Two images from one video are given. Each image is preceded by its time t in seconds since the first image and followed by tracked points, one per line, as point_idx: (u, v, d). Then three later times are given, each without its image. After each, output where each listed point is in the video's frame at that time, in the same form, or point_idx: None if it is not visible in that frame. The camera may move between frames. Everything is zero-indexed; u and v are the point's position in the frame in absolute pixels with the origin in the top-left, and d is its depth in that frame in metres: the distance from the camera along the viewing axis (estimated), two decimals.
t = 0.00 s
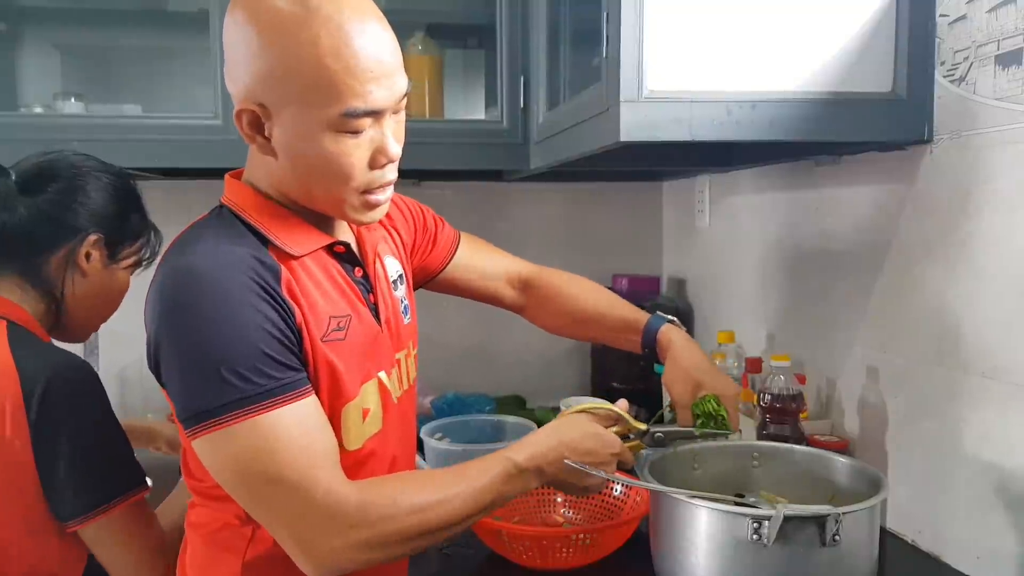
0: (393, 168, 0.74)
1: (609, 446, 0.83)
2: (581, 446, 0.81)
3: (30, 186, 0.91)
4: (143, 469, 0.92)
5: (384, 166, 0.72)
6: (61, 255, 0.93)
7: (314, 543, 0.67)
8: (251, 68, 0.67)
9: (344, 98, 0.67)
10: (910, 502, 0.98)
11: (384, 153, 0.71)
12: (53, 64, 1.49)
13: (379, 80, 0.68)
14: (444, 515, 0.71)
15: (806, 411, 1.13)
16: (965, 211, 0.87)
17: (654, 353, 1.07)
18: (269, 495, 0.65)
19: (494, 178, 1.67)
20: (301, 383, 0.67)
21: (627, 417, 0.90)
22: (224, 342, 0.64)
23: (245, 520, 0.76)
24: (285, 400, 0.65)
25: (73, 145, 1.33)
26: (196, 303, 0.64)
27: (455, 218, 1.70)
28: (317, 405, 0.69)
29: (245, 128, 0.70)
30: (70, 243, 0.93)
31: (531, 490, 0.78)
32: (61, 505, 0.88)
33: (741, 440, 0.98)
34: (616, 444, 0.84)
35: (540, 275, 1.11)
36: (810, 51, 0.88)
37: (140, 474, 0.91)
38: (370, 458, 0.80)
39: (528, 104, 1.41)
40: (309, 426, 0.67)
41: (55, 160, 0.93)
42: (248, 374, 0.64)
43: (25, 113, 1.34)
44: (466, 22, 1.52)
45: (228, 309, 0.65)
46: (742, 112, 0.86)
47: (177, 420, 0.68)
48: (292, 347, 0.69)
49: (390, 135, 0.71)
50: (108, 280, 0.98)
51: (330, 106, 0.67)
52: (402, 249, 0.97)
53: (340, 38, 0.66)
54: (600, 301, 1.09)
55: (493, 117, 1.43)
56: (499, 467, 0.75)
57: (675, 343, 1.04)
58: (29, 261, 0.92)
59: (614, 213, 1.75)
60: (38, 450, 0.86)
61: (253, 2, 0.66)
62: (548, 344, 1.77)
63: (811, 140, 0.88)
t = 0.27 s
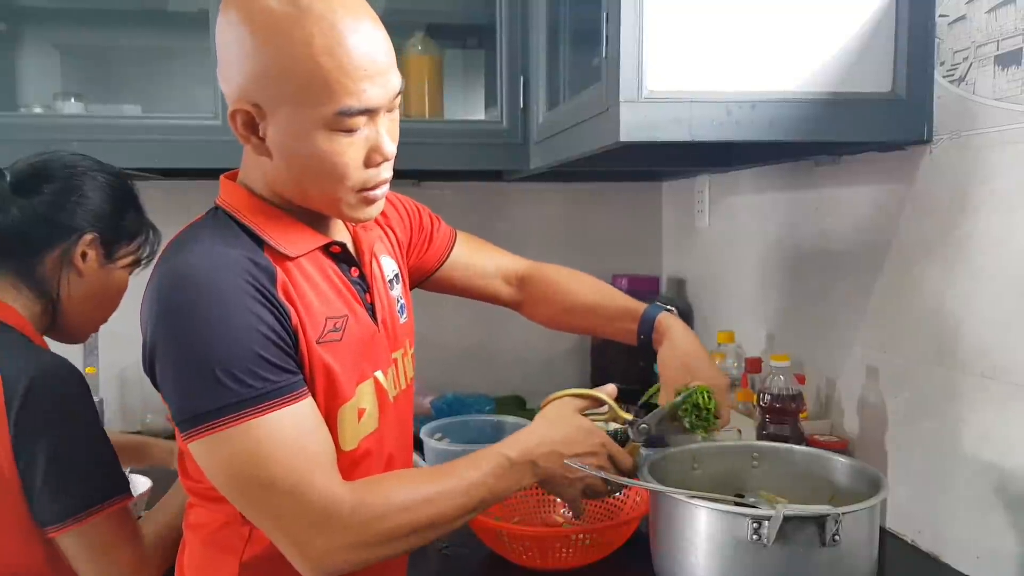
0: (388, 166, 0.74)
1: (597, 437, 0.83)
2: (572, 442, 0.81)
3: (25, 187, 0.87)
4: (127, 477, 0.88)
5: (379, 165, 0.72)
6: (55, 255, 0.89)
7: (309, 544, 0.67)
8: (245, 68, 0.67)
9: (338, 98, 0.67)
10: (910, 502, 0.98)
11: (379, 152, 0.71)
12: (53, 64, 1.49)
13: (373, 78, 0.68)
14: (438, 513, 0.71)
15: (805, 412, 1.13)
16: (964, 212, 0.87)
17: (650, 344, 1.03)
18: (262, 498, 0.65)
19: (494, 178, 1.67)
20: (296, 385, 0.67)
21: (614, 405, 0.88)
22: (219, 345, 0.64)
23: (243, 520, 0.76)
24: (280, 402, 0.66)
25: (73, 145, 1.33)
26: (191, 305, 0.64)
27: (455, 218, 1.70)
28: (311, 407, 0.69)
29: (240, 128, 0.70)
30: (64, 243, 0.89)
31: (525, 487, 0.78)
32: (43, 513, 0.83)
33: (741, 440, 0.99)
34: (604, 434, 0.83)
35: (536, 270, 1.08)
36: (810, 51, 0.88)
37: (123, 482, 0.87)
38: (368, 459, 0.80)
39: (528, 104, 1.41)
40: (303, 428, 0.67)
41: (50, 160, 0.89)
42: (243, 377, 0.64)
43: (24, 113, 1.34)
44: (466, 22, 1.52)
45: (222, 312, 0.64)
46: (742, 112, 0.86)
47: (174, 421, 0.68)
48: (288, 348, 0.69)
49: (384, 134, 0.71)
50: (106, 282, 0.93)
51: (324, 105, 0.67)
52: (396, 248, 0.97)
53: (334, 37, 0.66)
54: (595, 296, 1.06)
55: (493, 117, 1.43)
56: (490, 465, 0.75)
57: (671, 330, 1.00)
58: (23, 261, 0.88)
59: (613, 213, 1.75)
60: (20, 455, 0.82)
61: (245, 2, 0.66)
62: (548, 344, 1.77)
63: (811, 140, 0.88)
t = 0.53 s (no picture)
0: (387, 167, 0.74)
1: (600, 426, 0.83)
2: (576, 432, 0.81)
3: (29, 187, 0.87)
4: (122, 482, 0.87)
5: (378, 165, 0.72)
6: (59, 255, 0.89)
7: (314, 542, 0.67)
8: (243, 69, 0.67)
9: (337, 99, 0.67)
10: (910, 502, 0.98)
11: (378, 152, 0.71)
12: (53, 64, 1.49)
13: (371, 79, 0.68)
14: (444, 507, 0.71)
15: (806, 412, 1.13)
16: (965, 212, 0.87)
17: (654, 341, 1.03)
18: (267, 496, 0.65)
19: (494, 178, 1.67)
20: (298, 384, 0.67)
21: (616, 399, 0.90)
22: (221, 345, 0.64)
23: (243, 519, 0.76)
24: (282, 402, 0.66)
25: (72, 145, 1.33)
26: (191, 307, 0.64)
27: (455, 218, 1.70)
28: (314, 407, 0.68)
29: (238, 130, 0.70)
30: (67, 243, 0.89)
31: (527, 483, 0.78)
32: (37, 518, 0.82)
33: (741, 440, 0.99)
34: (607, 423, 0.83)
35: (539, 263, 1.07)
36: (810, 51, 0.88)
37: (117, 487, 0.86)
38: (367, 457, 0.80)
39: (528, 104, 1.41)
40: (307, 426, 0.67)
41: (54, 161, 0.89)
42: (246, 376, 0.64)
43: (24, 113, 1.34)
44: (466, 22, 1.51)
45: (224, 311, 0.64)
46: (743, 112, 0.86)
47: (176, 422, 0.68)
48: (289, 346, 0.69)
49: (383, 134, 0.71)
50: (108, 282, 0.93)
51: (323, 106, 0.66)
52: (402, 247, 0.97)
53: (332, 38, 0.66)
54: (598, 289, 1.05)
55: (493, 117, 1.43)
56: (494, 456, 0.74)
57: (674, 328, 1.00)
58: (25, 261, 0.88)
59: (613, 213, 1.75)
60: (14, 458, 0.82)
61: (243, 4, 0.66)
62: (548, 344, 1.77)
63: (811, 141, 0.88)
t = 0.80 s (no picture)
0: (381, 166, 0.73)
1: (602, 434, 0.84)
2: (575, 435, 0.81)
3: (25, 188, 0.87)
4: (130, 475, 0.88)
5: (373, 164, 0.72)
6: (55, 255, 0.89)
7: (318, 538, 0.67)
8: (235, 69, 0.66)
9: (330, 98, 0.66)
10: (908, 502, 0.98)
11: (372, 152, 0.71)
12: (50, 64, 1.48)
13: (364, 78, 0.68)
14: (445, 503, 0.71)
15: (804, 411, 1.13)
16: (962, 211, 0.87)
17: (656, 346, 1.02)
18: (271, 492, 0.65)
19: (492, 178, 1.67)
20: (300, 378, 0.67)
21: (621, 405, 0.89)
22: (222, 341, 0.64)
23: (243, 519, 0.76)
24: (284, 397, 0.65)
25: (70, 145, 1.33)
26: (191, 303, 0.64)
27: (454, 218, 1.70)
28: (317, 401, 0.68)
29: (231, 130, 0.70)
30: (64, 244, 0.88)
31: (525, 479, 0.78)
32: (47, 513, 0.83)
33: (739, 440, 0.98)
34: (608, 433, 0.84)
35: (535, 268, 1.07)
36: (808, 51, 0.87)
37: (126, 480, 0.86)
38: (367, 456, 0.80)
39: (526, 104, 1.41)
40: (310, 421, 0.67)
41: (51, 161, 0.89)
42: (248, 370, 0.64)
43: (21, 113, 1.33)
44: (464, 22, 1.51)
45: (226, 306, 0.64)
46: (740, 111, 0.86)
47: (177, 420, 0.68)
48: (291, 342, 0.69)
49: (377, 133, 0.71)
50: (104, 282, 0.93)
51: (315, 105, 0.66)
52: (397, 246, 0.96)
53: (324, 37, 0.65)
54: (596, 297, 1.05)
55: (491, 117, 1.43)
56: (493, 456, 0.75)
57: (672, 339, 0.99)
58: (21, 262, 0.88)
59: (612, 213, 1.75)
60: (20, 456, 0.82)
61: (235, 4, 0.66)
62: (546, 344, 1.77)
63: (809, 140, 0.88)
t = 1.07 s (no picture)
0: (377, 166, 0.73)
1: (600, 431, 0.84)
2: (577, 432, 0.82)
3: (22, 188, 0.88)
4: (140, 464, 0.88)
5: (368, 164, 0.72)
6: (52, 255, 0.88)
7: (327, 531, 0.67)
8: (231, 70, 0.66)
9: (325, 99, 0.66)
10: (906, 502, 0.98)
11: (367, 152, 0.71)
12: (49, 64, 1.48)
13: (359, 79, 0.68)
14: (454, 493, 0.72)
15: (802, 411, 1.13)
16: (961, 212, 0.87)
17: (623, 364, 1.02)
18: (281, 487, 0.65)
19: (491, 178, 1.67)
20: (307, 374, 0.67)
21: (621, 405, 0.89)
22: (231, 338, 0.64)
23: (245, 519, 0.75)
24: (292, 393, 0.65)
25: (68, 145, 1.33)
26: (198, 300, 0.64)
27: (452, 218, 1.70)
28: (325, 395, 0.68)
29: (226, 131, 0.70)
30: (61, 243, 0.88)
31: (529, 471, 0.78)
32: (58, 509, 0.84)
33: (737, 440, 0.98)
34: (606, 430, 0.84)
35: (514, 283, 1.07)
36: (806, 51, 0.87)
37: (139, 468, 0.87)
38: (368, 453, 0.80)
39: (525, 104, 1.41)
40: (319, 414, 0.67)
41: (47, 162, 0.89)
42: (258, 367, 0.64)
43: (19, 113, 1.33)
44: (463, 22, 1.51)
45: (234, 303, 0.64)
46: (738, 112, 0.86)
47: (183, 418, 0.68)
48: (297, 338, 0.69)
49: (372, 134, 0.71)
50: (101, 281, 0.92)
51: (310, 106, 0.66)
52: (388, 246, 0.96)
53: (318, 38, 0.65)
54: (574, 313, 1.05)
55: (490, 117, 1.43)
56: (499, 449, 0.75)
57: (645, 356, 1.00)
58: (17, 262, 0.88)
59: (610, 213, 1.75)
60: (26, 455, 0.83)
61: (229, 5, 0.66)
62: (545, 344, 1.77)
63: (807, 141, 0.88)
